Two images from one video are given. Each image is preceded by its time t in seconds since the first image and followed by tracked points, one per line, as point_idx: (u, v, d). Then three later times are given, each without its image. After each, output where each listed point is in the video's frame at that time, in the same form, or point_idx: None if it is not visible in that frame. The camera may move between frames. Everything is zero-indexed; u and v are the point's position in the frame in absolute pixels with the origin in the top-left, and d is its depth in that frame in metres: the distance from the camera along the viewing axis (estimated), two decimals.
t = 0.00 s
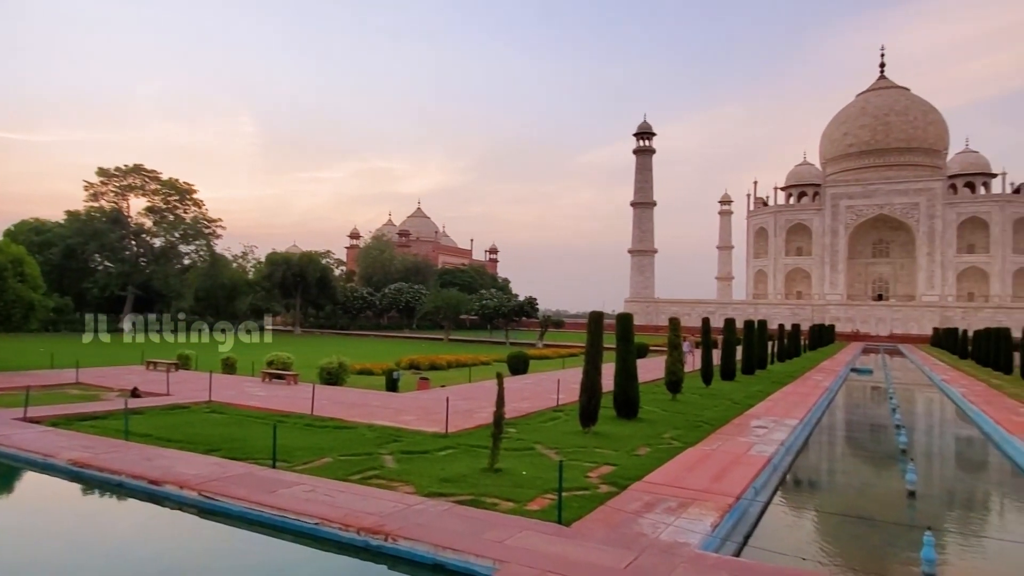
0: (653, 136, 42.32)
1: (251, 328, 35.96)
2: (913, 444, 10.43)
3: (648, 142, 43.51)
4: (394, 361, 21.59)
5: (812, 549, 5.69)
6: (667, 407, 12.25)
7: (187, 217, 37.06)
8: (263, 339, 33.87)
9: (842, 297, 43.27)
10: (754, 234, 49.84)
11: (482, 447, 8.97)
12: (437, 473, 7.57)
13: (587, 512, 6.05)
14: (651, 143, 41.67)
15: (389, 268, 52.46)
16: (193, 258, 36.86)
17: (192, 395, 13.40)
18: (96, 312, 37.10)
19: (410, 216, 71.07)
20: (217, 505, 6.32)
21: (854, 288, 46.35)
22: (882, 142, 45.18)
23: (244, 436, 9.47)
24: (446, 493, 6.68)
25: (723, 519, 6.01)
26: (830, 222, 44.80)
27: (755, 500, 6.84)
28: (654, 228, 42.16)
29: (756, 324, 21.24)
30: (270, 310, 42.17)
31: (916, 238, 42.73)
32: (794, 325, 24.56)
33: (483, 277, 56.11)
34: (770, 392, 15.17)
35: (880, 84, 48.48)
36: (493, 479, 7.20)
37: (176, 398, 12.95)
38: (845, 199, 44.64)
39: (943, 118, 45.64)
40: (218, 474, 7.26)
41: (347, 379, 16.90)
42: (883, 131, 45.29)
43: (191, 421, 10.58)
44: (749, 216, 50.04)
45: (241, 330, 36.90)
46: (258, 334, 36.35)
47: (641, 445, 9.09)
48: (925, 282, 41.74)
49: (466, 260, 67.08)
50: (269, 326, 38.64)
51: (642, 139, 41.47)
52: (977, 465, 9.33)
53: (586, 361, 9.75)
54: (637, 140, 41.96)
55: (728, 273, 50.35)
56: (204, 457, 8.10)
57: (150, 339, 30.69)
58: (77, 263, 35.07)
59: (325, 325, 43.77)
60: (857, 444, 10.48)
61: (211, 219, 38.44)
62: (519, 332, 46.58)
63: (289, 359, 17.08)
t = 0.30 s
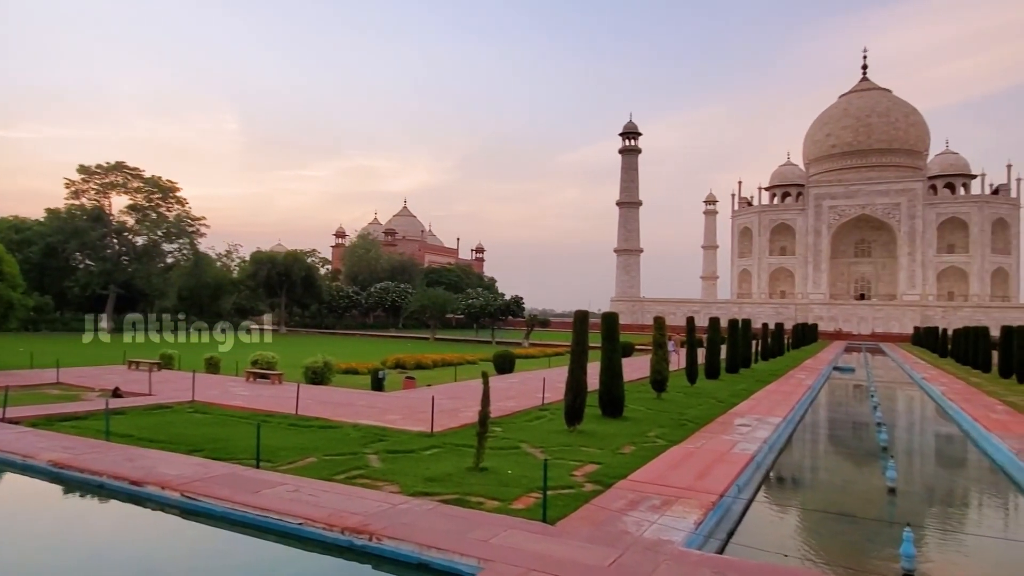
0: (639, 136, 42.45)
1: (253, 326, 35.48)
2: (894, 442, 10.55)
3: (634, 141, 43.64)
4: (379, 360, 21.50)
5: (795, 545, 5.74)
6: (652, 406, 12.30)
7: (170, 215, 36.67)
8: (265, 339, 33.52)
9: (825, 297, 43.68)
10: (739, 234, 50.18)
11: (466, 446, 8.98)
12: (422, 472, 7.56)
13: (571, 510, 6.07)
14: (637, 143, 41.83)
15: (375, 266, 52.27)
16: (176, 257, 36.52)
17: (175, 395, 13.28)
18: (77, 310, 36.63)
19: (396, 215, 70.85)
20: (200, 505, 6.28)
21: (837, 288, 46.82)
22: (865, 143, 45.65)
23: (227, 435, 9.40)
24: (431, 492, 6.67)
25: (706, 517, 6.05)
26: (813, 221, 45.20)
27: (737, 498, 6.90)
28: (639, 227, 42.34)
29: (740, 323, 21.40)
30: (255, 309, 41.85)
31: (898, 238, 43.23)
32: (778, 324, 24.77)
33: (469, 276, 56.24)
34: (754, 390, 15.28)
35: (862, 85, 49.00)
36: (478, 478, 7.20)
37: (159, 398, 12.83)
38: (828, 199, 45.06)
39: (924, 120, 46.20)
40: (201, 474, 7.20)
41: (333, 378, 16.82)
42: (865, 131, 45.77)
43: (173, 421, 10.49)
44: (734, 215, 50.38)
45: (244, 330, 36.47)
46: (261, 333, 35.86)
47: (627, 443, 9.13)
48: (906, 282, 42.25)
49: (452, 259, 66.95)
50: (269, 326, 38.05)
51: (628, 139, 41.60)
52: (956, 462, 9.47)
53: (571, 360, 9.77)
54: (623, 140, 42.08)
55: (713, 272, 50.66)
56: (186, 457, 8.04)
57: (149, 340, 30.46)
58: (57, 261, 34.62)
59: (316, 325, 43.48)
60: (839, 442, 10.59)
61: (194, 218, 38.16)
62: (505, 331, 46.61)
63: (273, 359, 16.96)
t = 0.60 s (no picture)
0: (628, 136, 42.53)
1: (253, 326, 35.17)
2: (880, 440, 10.65)
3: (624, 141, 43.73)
4: (369, 360, 21.43)
5: (782, 543, 5.78)
6: (641, 405, 12.33)
7: (157, 213, 36.36)
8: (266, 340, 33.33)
9: (812, 296, 43.93)
10: (727, 233, 50.42)
11: (456, 445, 8.98)
12: (410, 471, 7.55)
13: (560, 509, 6.08)
14: (627, 142, 41.92)
15: (364, 265, 52.12)
16: (163, 256, 36.29)
17: (162, 394, 13.19)
18: (63, 309, 36.31)
19: (385, 214, 70.66)
20: (186, 505, 6.23)
21: (824, 287, 47.14)
22: (851, 144, 46.00)
23: (214, 435, 9.34)
24: (420, 491, 6.66)
25: (694, 515, 6.08)
26: (801, 221, 45.49)
27: (725, 496, 6.95)
28: (629, 227, 42.45)
29: (728, 323, 21.50)
30: (244, 308, 41.60)
31: (884, 238, 43.58)
32: (766, 324, 24.92)
33: (459, 275, 56.18)
34: (742, 389, 15.36)
35: (850, 87, 49.36)
36: (467, 477, 7.20)
37: (146, 397, 12.74)
38: (815, 199, 45.36)
39: (910, 121, 46.61)
40: (188, 474, 7.16)
41: (322, 377, 16.75)
42: (852, 132, 46.12)
43: (160, 421, 10.42)
44: (722, 215, 50.63)
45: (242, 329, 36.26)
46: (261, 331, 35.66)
47: (616, 442, 9.15)
48: (892, 282, 42.57)
49: (442, 258, 66.87)
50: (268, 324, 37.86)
51: (617, 139, 41.69)
52: (942, 460, 9.56)
53: (561, 359, 9.79)
54: (613, 140, 42.16)
55: (702, 272, 50.87)
56: (173, 457, 7.98)
57: (149, 340, 30.23)
58: (43, 260, 34.26)
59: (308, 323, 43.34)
60: (826, 440, 10.67)
61: (182, 216, 37.84)
62: (495, 330, 46.55)
63: (262, 358, 16.87)
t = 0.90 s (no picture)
0: (619, 136, 42.61)
1: (252, 325, 34.72)
2: (867, 439, 10.73)
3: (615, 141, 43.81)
4: (359, 360, 21.37)
5: (772, 541, 5.81)
6: (631, 404, 12.36)
7: (146, 212, 36.12)
8: (265, 340, 32.81)
9: (801, 296, 44.14)
10: (717, 234, 50.62)
11: (446, 446, 8.97)
12: (400, 471, 7.54)
13: (550, 509, 6.09)
14: (618, 142, 42.00)
15: (355, 265, 51.97)
16: (152, 255, 36.08)
17: (150, 394, 13.11)
18: (50, 308, 36.00)
19: (376, 214, 70.51)
20: (174, 506, 6.20)
21: (813, 287, 47.41)
22: (840, 145, 46.30)
23: (202, 436, 9.28)
24: (409, 491, 6.65)
25: (682, 514, 6.10)
26: (790, 221, 45.69)
27: (714, 495, 6.97)
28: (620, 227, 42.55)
29: (718, 323, 21.59)
30: (233, 308, 41.37)
31: (872, 238, 43.87)
32: (755, 324, 25.04)
33: (450, 275, 56.14)
34: (732, 389, 15.42)
35: (839, 88, 49.70)
36: (457, 477, 7.19)
37: (134, 397, 12.66)
38: (804, 200, 45.60)
39: (898, 123, 46.98)
40: (176, 475, 7.12)
41: (312, 377, 16.69)
42: (841, 134, 46.43)
43: (148, 421, 10.35)
44: (713, 215, 50.81)
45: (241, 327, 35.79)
46: (259, 331, 35.17)
47: (605, 441, 9.17)
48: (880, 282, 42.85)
49: (433, 258, 66.81)
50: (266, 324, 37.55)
51: (608, 139, 41.75)
52: (928, 459, 9.65)
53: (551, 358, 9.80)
54: (603, 140, 42.23)
55: (692, 272, 51.03)
56: (161, 458, 7.94)
57: (149, 340, 30.12)
58: (30, 259, 33.92)
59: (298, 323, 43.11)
60: (814, 439, 10.73)
61: (171, 215, 37.63)
62: (486, 330, 46.51)
63: (251, 358, 16.79)
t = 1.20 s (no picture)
0: (608, 136, 42.70)
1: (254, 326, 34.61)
2: (853, 438, 10.81)
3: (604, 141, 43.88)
4: (348, 360, 21.29)
5: (756, 540, 5.84)
6: (619, 404, 12.40)
7: (132, 212, 35.85)
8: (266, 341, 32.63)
9: (788, 296, 44.39)
10: (705, 234, 50.86)
11: (434, 445, 8.96)
12: (388, 471, 7.52)
13: (537, 509, 6.09)
14: (607, 143, 42.10)
15: (343, 265, 51.80)
16: (138, 255, 35.85)
17: (136, 395, 13.01)
18: (34, 308, 35.58)
19: (365, 214, 70.31)
20: (159, 507, 6.15)
21: (800, 287, 47.74)
22: (827, 147, 46.64)
23: (189, 436, 9.22)
24: (397, 492, 6.63)
25: (670, 513, 6.12)
26: (778, 222, 45.94)
27: (701, 494, 7.00)
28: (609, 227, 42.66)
29: (706, 323, 21.69)
30: (221, 308, 41.10)
31: (858, 238, 44.22)
32: (744, 324, 25.16)
33: (439, 275, 56.08)
34: (719, 388, 15.50)
35: (825, 90, 50.06)
36: (445, 477, 7.18)
37: (120, 398, 12.57)
38: (791, 201, 45.90)
39: (884, 124, 47.38)
40: (162, 476, 7.07)
41: (300, 378, 16.60)
42: (827, 135, 46.77)
43: (135, 422, 10.27)
44: (701, 216, 51.04)
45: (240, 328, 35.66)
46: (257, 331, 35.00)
47: (594, 441, 9.19)
48: (866, 282, 43.19)
49: (423, 258, 66.69)
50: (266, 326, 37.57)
51: (597, 139, 41.83)
52: (913, 457, 9.74)
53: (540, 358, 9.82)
54: (592, 140, 42.32)
55: (681, 272, 51.25)
56: (146, 459, 7.88)
57: (150, 340, 30.18)
58: (14, 258, 33.46)
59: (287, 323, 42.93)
60: (801, 438, 10.81)
61: (158, 214, 37.40)
62: (475, 331, 46.47)
63: (239, 358, 16.69)
